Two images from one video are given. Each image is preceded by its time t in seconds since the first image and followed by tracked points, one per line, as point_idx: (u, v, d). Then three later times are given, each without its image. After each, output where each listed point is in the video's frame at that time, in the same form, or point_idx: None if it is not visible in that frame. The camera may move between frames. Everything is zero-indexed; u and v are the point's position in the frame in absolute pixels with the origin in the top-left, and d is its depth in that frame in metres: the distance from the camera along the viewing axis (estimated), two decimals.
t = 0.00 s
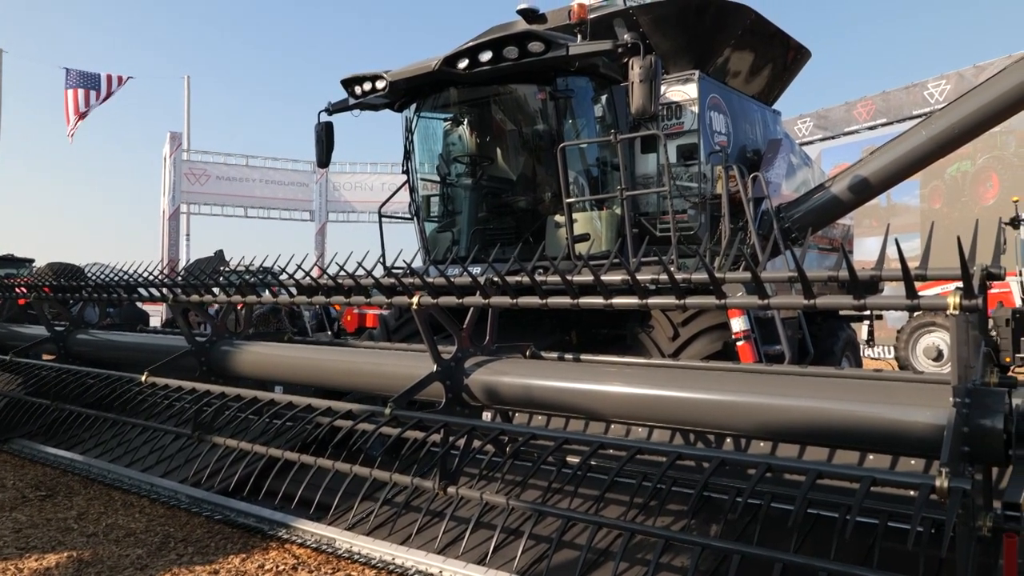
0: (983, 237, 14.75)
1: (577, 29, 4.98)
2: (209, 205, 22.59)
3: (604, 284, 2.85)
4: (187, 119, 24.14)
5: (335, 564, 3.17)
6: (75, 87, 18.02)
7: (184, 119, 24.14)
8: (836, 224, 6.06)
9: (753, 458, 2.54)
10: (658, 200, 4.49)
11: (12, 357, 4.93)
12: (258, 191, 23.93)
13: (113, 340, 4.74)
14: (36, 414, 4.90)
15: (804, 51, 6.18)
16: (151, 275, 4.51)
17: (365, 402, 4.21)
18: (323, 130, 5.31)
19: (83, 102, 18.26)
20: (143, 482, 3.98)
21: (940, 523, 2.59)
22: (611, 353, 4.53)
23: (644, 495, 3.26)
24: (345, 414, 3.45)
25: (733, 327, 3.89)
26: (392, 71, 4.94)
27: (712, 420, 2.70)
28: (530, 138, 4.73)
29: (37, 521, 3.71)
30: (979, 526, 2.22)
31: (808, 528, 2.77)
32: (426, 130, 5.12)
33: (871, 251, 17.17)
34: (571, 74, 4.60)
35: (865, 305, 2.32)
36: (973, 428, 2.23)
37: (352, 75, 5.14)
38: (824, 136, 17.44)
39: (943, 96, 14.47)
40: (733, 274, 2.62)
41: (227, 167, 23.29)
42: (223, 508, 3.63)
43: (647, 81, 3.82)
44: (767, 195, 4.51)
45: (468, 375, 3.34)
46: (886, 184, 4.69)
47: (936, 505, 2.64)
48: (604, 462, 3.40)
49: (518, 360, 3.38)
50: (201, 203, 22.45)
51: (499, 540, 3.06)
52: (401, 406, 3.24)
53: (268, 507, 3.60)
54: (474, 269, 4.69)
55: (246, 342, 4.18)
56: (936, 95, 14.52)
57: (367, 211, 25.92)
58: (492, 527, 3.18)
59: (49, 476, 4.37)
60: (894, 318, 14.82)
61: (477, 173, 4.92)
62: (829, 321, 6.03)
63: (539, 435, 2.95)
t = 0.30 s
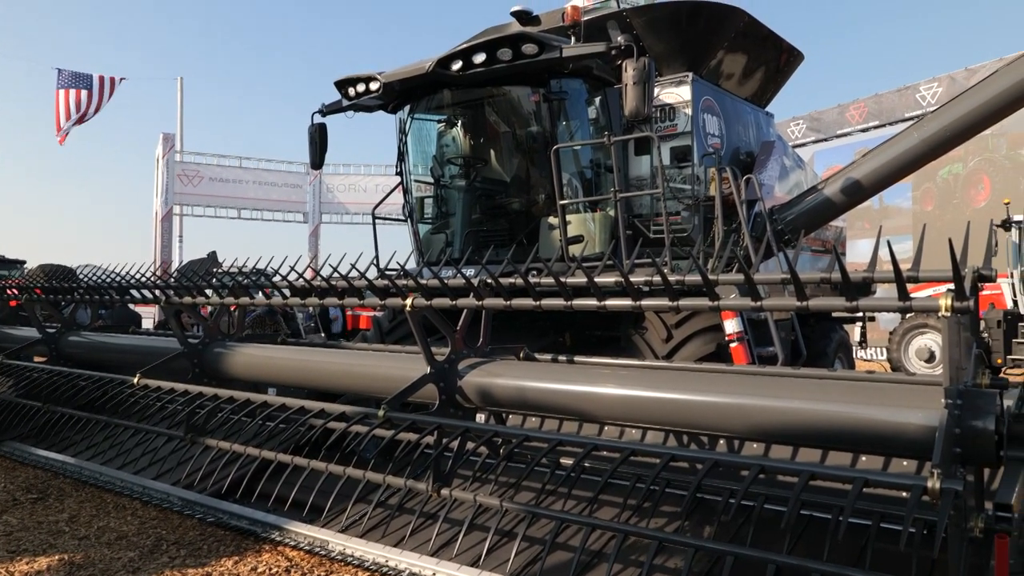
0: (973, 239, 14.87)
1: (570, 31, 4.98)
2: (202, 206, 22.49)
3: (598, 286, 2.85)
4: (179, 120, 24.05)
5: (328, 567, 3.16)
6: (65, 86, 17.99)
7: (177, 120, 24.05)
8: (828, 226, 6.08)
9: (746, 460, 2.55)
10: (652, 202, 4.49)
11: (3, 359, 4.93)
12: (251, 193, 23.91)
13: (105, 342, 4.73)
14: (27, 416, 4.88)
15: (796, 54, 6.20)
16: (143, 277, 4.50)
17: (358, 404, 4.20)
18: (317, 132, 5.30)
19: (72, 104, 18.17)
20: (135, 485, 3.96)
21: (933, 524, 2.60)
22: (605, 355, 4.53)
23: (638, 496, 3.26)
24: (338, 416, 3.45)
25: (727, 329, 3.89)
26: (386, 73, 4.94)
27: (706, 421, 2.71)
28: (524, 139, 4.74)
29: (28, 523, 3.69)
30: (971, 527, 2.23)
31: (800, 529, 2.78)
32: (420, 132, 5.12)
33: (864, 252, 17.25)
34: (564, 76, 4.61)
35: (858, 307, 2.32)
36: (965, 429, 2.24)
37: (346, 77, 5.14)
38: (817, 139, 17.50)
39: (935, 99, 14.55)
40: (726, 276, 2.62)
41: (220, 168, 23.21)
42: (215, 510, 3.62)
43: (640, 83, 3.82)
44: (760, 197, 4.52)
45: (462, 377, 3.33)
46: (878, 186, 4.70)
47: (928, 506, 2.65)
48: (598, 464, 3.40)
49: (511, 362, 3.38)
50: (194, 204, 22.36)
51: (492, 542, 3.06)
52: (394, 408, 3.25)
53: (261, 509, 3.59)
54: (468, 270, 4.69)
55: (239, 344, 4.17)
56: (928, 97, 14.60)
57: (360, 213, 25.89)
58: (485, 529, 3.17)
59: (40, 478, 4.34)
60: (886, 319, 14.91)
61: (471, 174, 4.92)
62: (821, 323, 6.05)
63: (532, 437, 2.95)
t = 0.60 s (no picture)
0: (965, 241, 14.93)
1: (564, 33, 4.99)
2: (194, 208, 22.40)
3: (592, 288, 2.85)
4: (171, 120, 23.95)
5: (321, 569, 3.16)
6: (57, 87, 17.89)
7: (169, 121, 23.95)
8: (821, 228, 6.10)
9: (739, 461, 2.55)
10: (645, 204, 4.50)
11: None
12: (244, 194, 23.85)
13: (97, 344, 4.71)
14: (19, 418, 4.86)
15: (789, 56, 6.22)
16: (135, 278, 4.48)
17: (351, 406, 4.19)
18: (310, 133, 5.29)
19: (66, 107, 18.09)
20: (127, 487, 3.95)
21: (925, 525, 2.61)
22: (598, 357, 4.54)
23: (631, 498, 3.26)
24: (332, 418, 3.44)
25: (720, 330, 3.89)
26: (379, 74, 4.94)
27: (699, 423, 2.71)
28: (518, 141, 4.74)
29: (19, 526, 3.68)
30: (962, 527, 2.24)
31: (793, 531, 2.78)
32: (414, 133, 5.12)
33: (856, 254, 17.33)
34: (558, 77, 4.61)
35: (850, 308, 2.33)
36: (956, 430, 2.26)
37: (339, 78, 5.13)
38: (809, 141, 17.58)
39: (927, 101, 14.63)
40: (719, 278, 2.63)
41: (213, 170, 23.13)
42: (207, 512, 3.60)
43: (634, 85, 3.83)
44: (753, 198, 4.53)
45: (455, 378, 3.33)
46: (870, 188, 4.73)
47: (919, 506, 2.66)
48: (591, 466, 3.40)
49: (505, 363, 3.38)
50: (187, 206, 22.27)
51: (485, 544, 3.05)
52: (387, 409, 3.25)
53: (254, 511, 3.58)
54: (462, 272, 4.69)
55: (232, 345, 4.16)
56: (920, 99, 14.69)
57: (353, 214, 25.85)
58: (479, 531, 3.17)
59: (31, 481, 4.32)
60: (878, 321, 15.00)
61: (465, 176, 4.92)
62: (814, 324, 6.06)
63: (526, 439, 2.95)
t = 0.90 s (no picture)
0: (957, 242, 14.99)
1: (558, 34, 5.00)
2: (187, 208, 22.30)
3: (585, 289, 2.86)
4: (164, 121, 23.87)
5: (314, 570, 3.15)
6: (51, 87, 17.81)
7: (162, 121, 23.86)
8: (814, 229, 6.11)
9: (732, 462, 2.56)
10: (639, 205, 4.50)
11: None
12: (237, 195, 23.78)
13: (90, 345, 4.69)
14: (10, 419, 4.83)
15: (782, 58, 6.22)
16: (128, 279, 4.47)
17: (345, 407, 4.19)
18: (304, 134, 5.29)
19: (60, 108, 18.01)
20: (119, 488, 3.93)
21: (916, 525, 2.61)
22: (592, 358, 4.55)
23: (625, 499, 3.26)
24: (325, 419, 3.44)
25: (713, 331, 3.90)
26: (373, 75, 4.94)
27: (692, 423, 2.71)
28: (511, 142, 4.74)
29: (10, 528, 3.66)
30: (954, 527, 2.25)
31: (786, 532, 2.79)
32: (407, 134, 5.11)
33: (849, 255, 17.39)
34: (552, 79, 4.61)
35: (843, 309, 2.33)
36: (948, 431, 2.26)
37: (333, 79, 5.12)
38: (803, 142, 17.64)
39: (920, 103, 14.71)
40: (712, 279, 2.63)
41: (206, 170, 23.04)
42: (200, 514, 3.59)
43: (627, 86, 3.84)
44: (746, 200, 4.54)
45: (449, 380, 3.32)
46: (863, 189, 4.74)
47: (912, 506, 2.67)
48: (585, 466, 3.40)
49: (498, 364, 3.38)
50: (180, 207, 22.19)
51: (479, 545, 3.05)
52: (381, 410, 3.25)
53: (247, 513, 3.57)
54: (455, 273, 4.69)
55: (225, 346, 4.15)
56: (912, 101, 14.76)
57: (347, 215, 25.82)
58: (472, 532, 3.16)
59: (23, 483, 4.30)
60: (872, 322, 15.06)
61: (459, 177, 4.92)
62: (808, 325, 6.07)
63: (519, 440, 2.95)
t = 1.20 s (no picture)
0: (949, 244, 15.07)
1: (550, 36, 5.00)
2: (179, 209, 22.19)
3: (578, 290, 2.86)
4: (156, 121, 23.76)
5: (306, 572, 3.14)
6: (42, 87, 17.72)
7: (154, 121, 23.75)
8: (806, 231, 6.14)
9: (724, 463, 2.56)
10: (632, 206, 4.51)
11: None
12: (230, 196, 23.71)
13: (81, 346, 4.67)
14: None
15: (775, 59, 6.25)
16: (119, 280, 4.45)
17: (338, 408, 4.18)
18: (296, 134, 5.27)
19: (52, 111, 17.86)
20: (110, 490, 3.91)
21: (908, 526, 2.62)
22: (585, 358, 4.55)
23: (617, 500, 3.27)
24: (317, 420, 3.43)
25: (706, 332, 3.91)
26: (366, 76, 4.93)
27: (684, 424, 2.72)
28: (505, 143, 4.74)
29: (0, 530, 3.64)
30: (945, 527, 2.26)
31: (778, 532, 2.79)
32: (400, 135, 5.11)
33: (840, 256, 17.48)
34: (545, 80, 4.61)
35: (834, 310, 2.34)
36: (939, 431, 2.27)
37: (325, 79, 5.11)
38: (795, 144, 17.71)
39: (911, 105, 14.79)
40: (705, 280, 2.64)
41: (198, 171, 22.95)
42: (192, 516, 3.58)
43: (620, 87, 3.84)
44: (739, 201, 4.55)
45: (441, 381, 3.32)
46: (855, 191, 4.76)
47: (903, 507, 2.68)
48: (578, 468, 3.41)
49: (492, 365, 3.38)
50: (172, 207, 22.09)
51: (472, 546, 3.05)
52: (374, 412, 3.23)
53: (239, 514, 3.55)
54: (448, 274, 4.69)
55: (217, 348, 4.14)
56: (904, 103, 14.84)
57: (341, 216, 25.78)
58: (465, 533, 3.16)
59: (12, 485, 4.27)
60: (864, 323, 15.12)
61: (452, 178, 4.91)
62: (800, 326, 6.09)
63: (512, 441, 2.95)
